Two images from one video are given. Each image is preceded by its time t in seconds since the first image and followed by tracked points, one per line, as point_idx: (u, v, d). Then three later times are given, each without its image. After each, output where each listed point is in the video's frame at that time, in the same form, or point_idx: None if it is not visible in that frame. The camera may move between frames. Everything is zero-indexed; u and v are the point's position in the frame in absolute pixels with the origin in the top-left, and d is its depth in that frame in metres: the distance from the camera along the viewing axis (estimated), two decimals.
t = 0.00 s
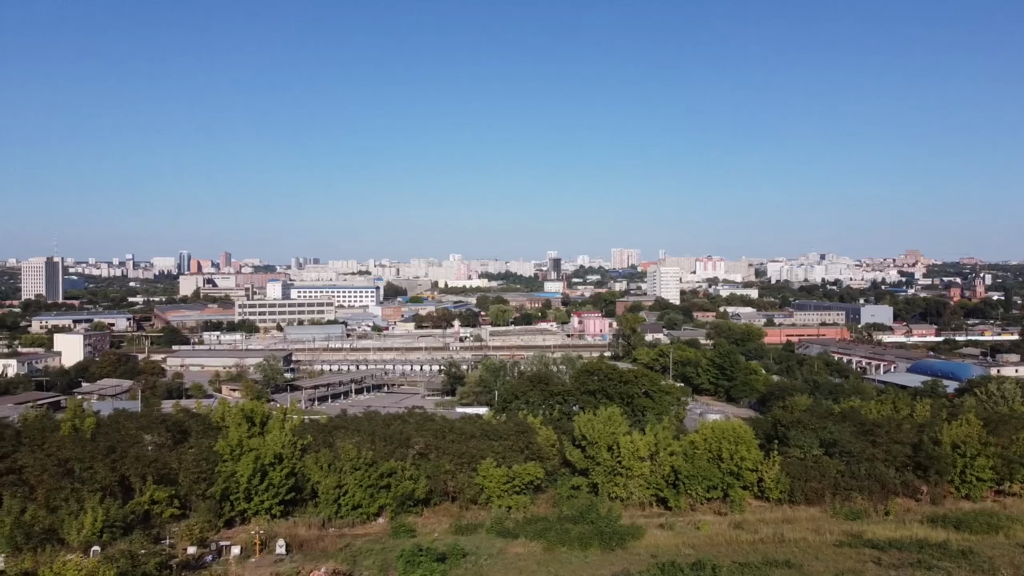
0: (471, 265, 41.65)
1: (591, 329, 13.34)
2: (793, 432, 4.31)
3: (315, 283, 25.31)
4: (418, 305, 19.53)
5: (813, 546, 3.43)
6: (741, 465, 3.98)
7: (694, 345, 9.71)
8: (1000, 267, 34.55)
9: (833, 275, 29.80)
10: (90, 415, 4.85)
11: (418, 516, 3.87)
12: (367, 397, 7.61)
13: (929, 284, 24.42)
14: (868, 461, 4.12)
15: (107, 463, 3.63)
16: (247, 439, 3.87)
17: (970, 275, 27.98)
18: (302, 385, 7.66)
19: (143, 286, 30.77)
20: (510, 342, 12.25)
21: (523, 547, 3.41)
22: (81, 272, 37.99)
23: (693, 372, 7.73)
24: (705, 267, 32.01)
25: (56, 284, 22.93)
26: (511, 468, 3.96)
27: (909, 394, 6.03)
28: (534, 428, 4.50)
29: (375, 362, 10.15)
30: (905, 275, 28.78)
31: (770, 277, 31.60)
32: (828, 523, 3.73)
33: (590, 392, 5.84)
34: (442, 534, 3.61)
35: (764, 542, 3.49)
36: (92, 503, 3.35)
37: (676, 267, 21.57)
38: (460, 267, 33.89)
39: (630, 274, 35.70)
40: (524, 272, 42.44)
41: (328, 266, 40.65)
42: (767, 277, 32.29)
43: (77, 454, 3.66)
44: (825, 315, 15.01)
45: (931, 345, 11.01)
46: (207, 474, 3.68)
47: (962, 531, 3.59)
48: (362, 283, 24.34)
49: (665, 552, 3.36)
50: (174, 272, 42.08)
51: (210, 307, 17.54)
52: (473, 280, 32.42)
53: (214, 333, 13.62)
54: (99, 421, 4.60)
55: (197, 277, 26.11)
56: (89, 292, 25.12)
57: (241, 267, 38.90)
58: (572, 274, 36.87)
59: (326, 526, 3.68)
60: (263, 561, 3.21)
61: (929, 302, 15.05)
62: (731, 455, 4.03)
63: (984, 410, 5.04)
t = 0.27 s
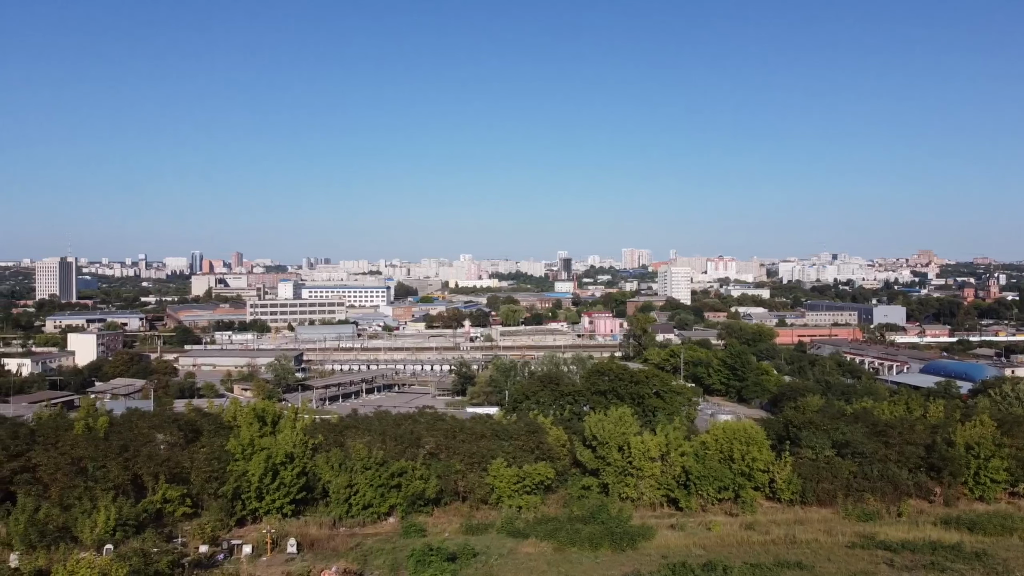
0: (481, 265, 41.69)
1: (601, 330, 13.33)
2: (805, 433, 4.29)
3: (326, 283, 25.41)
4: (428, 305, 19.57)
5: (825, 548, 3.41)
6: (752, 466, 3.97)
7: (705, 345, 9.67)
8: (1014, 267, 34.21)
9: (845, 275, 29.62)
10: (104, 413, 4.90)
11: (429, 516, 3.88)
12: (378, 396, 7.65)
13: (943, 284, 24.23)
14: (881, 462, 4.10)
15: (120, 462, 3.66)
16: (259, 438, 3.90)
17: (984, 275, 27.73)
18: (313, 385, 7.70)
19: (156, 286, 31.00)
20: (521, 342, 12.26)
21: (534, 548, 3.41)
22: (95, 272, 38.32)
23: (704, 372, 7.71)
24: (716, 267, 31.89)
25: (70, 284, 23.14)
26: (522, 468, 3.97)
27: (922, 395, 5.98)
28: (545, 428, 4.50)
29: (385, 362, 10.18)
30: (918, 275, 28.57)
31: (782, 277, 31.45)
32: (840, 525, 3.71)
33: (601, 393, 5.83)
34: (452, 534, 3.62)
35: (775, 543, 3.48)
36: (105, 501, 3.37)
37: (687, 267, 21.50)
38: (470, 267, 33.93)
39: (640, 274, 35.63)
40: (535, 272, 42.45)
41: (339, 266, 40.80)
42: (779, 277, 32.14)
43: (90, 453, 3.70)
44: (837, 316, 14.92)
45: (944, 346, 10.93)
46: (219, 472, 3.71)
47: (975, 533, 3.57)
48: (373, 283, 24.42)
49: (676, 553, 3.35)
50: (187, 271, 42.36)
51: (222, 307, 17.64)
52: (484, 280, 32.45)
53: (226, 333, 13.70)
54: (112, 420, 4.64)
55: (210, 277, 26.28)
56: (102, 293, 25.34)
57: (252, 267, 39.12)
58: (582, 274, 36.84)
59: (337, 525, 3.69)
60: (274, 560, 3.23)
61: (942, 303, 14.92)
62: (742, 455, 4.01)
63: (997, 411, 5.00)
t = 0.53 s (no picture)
0: (492, 266, 41.72)
1: (612, 330, 13.31)
2: (817, 434, 4.28)
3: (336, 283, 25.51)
4: (439, 305, 19.60)
5: (837, 549, 3.40)
6: (764, 467, 3.96)
7: (717, 345, 9.63)
8: None
9: (858, 275, 29.44)
10: (116, 413, 4.94)
11: (439, 515, 3.89)
12: (389, 396, 7.67)
13: (957, 284, 24.02)
14: (894, 463, 4.07)
15: (132, 461, 3.69)
16: (270, 437, 3.93)
17: (999, 275, 27.48)
18: (324, 385, 7.74)
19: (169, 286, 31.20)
20: (531, 342, 12.27)
21: (544, 548, 3.42)
22: (108, 272, 38.65)
23: (715, 372, 7.69)
24: (727, 267, 31.76)
25: (84, 284, 23.34)
26: (532, 468, 3.97)
27: (936, 396, 5.93)
28: (555, 428, 4.51)
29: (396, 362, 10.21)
30: (931, 275, 28.33)
31: (794, 277, 31.28)
32: (852, 526, 3.69)
33: (611, 393, 5.83)
34: (463, 534, 3.63)
35: (787, 544, 3.46)
36: (118, 500, 3.40)
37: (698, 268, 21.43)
38: (481, 267, 33.96)
39: (651, 274, 35.54)
40: (545, 272, 42.42)
41: (350, 267, 40.94)
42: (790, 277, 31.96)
43: (103, 451, 3.73)
44: (849, 316, 14.83)
45: (958, 346, 10.83)
46: (231, 471, 3.73)
47: (989, 535, 3.54)
48: (384, 283, 24.48)
49: (687, 554, 3.35)
50: (199, 271, 42.63)
51: (233, 307, 17.75)
52: (494, 280, 32.48)
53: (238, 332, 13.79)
54: (125, 419, 4.68)
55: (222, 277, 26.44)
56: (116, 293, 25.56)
57: (264, 267, 39.32)
58: (593, 275, 36.78)
59: (348, 524, 3.71)
60: (285, 559, 3.25)
61: (956, 303, 14.80)
62: (754, 456, 4.01)
63: (1012, 413, 4.95)
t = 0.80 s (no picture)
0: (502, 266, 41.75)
1: (622, 330, 13.29)
2: (829, 434, 4.26)
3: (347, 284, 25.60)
4: (450, 305, 19.61)
5: (849, 550, 3.38)
6: (775, 467, 3.95)
7: (728, 346, 9.60)
8: None
9: (870, 275, 29.25)
10: (129, 412, 4.98)
11: (450, 515, 3.90)
12: (399, 396, 7.70)
13: (971, 284, 23.83)
14: (907, 464, 4.05)
15: (145, 460, 3.73)
16: (281, 437, 3.96)
17: (1013, 275, 27.23)
18: (335, 384, 7.78)
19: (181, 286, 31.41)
20: (542, 342, 12.27)
21: (555, 548, 3.42)
22: (121, 272, 38.97)
23: (726, 373, 7.66)
24: (739, 267, 31.63)
25: (97, 284, 23.54)
26: (543, 468, 3.98)
27: (949, 397, 5.89)
28: (566, 428, 4.52)
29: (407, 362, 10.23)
30: (945, 275, 28.11)
31: (805, 277, 31.11)
32: (865, 527, 3.67)
33: (622, 393, 5.82)
34: (473, 534, 3.64)
35: (799, 545, 3.45)
36: (131, 498, 3.44)
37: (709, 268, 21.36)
38: (491, 267, 33.98)
39: (662, 274, 35.44)
40: (555, 272, 42.38)
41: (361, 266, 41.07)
42: (802, 277, 31.80)
43: (116, 450, 3.77)
44: (861, 316, 14.74)
45: (972, 347, 10.74)
46: (243, 470, 3.76)
47: (1003, 536, 3.51)
48: (394, 283, 24.54)
49: (698, 554, 3.34)
50: (211, 271, 42.91)
51: (245, 306, 17.84)
52: (504, 280, 32.49)
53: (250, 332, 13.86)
54: (138, 418, 4.73)
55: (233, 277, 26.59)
56: (130, 293, 25.77)
57: (275, 267, 39.51)
58: (603, 275, 36.73)
59: (359, 523, 3.73)
60: (297, 558, 3.27)
61: (970, 303, 14.68)
62: (765, 457, 3.99)
63: None
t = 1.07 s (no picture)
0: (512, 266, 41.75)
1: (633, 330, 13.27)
2: (841, 435, 4.24)
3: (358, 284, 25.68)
4: (461, 305, 19.63)
5: (862, 551, 3.37)
6: (787, 468, 3.93)
7: (739, 346, 9.56)
8: None
9: (883, 275, 29.04)
10: (141, 411, 5.02)
11: (461, 514, 3.91)
12: (410, 395, 7.72)
13: (985, 284, 23.62)
14: (920, 464, 4.02)
15: (158, 458, 3.76)
16: (293, 436, 3.99)
17: None
18: (346, 384, 7.81)
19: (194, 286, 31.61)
20: (552, 342, 12.27)
21: (566, 548, 3.43)
22: (134, 272, 39.27)
23: (738, 373, 7.63)
24: (750, 267, 31.48)
25: (110, 283, 23.73)
26: (554, 468, 3.99)
27: (963, 398, 5.84)
28: (576, 428, 4.52)
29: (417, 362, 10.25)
30: (958, 275, 27.86)
31: (817, 277, 30.93)
32: (877, 528, 3.66)
33: (633, 393, 5.81)
34: (484, 533, 3.65)
35: (811, 546, 3.44)
36: (144, 497, 3.47)
37: (721, 267, 21.27)
38: (501, 267, 33.99)
39: (672, 274, 35.32)
40: (566, 272, 42.35)
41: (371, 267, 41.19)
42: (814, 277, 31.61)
43: (129, 449, 3.80)
44: (874, 317, 14.64)
45: (987, 347, 10.65)
46: (255, 469, 3.79)
47: (1018, 538, 3.49)
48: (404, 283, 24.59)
49: (710, 555, 3.34)
50: (223, 271, 43.16)
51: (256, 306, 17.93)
52: (515, 280, 32.50)
53: (261, 332, 13.94)
54: (150, 417, 4.77)
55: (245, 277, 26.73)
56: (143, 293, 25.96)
57: (287, 267, 39.70)
58: (614, 275, 36.66)
59: (370, 523, 3.74)
60: (308, 556, 3.30)
61: (984, 304, 14.54)
62: (777, 457, 3.98)
63: None
